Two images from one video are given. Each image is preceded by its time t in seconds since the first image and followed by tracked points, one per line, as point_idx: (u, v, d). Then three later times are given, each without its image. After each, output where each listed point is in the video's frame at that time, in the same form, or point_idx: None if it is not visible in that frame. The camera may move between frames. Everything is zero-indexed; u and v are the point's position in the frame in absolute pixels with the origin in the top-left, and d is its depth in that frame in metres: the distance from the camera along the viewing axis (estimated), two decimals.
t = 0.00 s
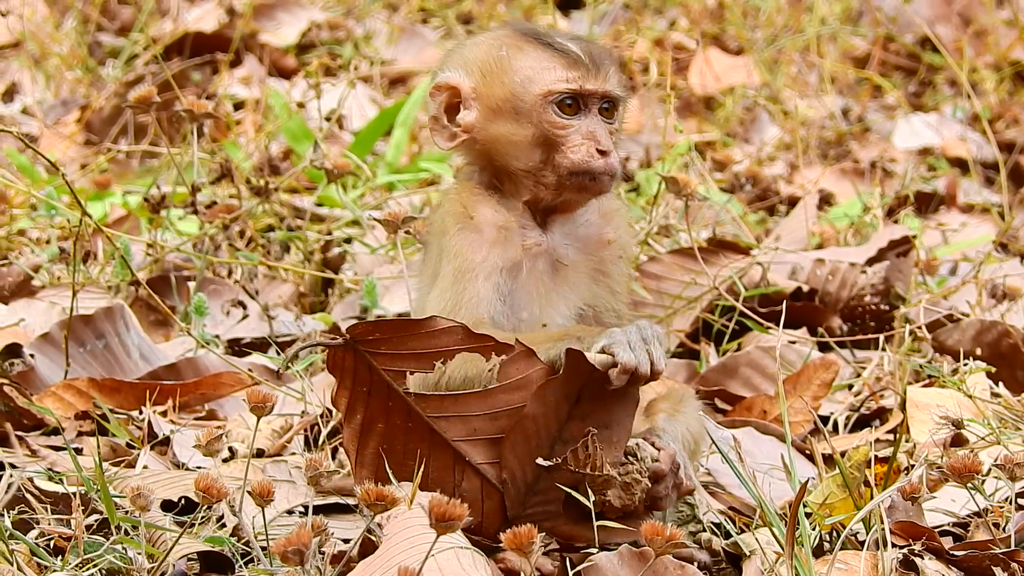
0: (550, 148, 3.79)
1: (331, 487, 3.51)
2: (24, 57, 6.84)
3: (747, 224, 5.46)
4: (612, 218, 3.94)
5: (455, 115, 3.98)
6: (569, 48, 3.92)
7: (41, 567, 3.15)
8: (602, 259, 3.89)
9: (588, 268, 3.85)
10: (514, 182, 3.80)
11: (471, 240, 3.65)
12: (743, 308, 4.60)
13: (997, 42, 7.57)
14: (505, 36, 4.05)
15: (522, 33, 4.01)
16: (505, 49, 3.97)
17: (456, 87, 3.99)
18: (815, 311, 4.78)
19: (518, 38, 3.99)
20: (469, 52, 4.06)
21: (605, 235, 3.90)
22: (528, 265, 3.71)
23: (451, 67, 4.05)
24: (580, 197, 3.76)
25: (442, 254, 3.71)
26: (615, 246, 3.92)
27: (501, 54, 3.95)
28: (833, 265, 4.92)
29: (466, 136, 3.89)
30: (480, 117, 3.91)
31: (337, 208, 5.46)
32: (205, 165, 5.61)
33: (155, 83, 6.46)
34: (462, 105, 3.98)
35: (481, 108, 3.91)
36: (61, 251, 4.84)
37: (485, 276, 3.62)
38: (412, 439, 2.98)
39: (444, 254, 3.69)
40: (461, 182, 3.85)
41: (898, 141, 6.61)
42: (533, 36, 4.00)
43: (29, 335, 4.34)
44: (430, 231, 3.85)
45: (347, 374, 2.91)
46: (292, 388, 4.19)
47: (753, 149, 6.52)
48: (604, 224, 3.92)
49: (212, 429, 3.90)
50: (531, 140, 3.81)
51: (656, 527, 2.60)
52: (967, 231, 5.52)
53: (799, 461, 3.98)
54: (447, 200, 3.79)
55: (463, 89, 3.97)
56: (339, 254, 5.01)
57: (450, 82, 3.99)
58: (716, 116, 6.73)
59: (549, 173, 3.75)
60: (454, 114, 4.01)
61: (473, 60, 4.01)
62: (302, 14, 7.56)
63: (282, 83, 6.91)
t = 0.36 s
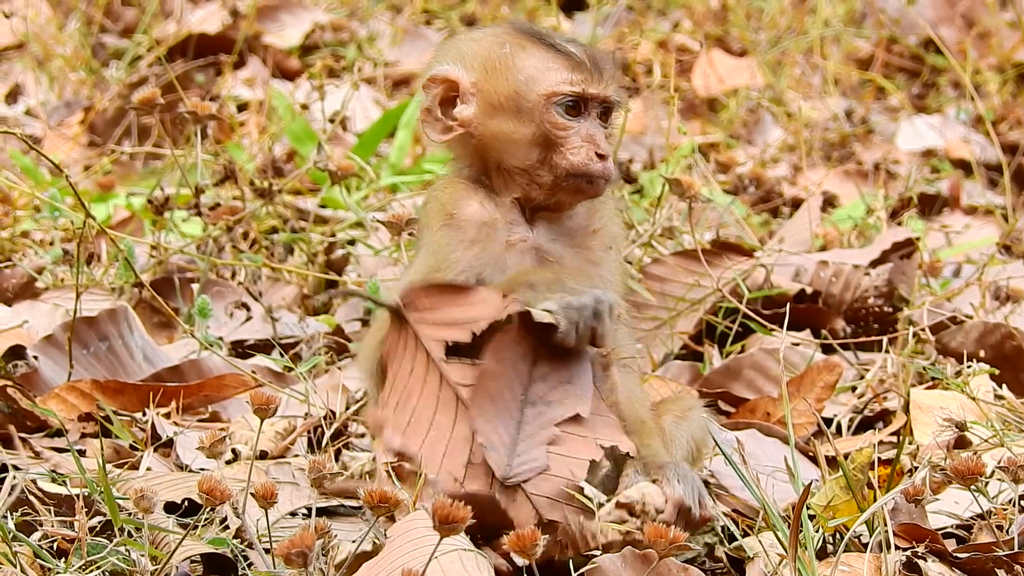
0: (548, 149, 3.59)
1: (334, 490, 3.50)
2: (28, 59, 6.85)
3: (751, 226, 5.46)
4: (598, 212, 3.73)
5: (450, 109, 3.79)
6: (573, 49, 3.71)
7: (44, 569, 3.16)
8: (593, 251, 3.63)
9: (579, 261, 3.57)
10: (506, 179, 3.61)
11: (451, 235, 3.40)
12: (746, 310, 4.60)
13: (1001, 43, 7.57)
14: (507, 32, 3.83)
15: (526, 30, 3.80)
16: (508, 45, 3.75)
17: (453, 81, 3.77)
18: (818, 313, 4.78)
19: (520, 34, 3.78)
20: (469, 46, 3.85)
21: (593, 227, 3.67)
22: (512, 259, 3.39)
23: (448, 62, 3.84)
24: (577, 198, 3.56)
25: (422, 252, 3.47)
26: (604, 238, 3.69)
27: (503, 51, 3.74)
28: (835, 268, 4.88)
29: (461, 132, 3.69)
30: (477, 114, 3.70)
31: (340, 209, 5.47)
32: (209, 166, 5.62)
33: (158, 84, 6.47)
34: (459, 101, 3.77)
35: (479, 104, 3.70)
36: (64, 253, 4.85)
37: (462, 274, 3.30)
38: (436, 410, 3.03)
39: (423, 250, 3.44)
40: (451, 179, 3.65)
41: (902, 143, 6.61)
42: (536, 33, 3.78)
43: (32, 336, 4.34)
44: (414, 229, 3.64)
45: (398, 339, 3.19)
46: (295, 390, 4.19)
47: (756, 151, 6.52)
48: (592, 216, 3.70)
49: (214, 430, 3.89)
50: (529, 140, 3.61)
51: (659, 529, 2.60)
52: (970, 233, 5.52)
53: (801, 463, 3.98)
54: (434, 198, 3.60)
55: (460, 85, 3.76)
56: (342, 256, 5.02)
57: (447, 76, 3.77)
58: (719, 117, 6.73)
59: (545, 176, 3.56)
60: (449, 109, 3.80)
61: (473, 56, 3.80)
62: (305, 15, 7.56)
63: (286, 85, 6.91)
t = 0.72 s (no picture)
0: (526, 164, 3.69)
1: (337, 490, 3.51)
2: (32, 61, 6.86)
3: (755, 228, 5.46)
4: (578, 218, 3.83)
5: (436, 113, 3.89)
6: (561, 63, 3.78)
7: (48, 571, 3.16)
8: (570, 258, 3.78)
9: (555, 271, 3.73)
10: (484, 190, 3.73)
11: (422, 249, 3.57)
12: (750, 311, 4.62)
13: (1005, 45, 7.56)
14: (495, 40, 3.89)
15: (517, 39, 3.86)
16: (496, 55, 3.83)
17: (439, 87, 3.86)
18: (822, 314, 4.79)
19: (511, 43, 3.84)
20: (457, 49, 3.93)
21: (574, 236, 3.78)
22: (487, 270, 3.59)
23: (435, 63, 3.93)
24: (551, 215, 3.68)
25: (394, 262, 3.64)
26: (582, 245, 3.80)
27: (492, 61, 3.81)
28: (841, 269, 4.93)
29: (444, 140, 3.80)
30: (460, 123, 3.80)
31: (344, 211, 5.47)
32: (213, 167, 5.63)
33: (162, 86, 6.47)
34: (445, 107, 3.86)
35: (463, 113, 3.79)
36: (68, 255, 4.84)
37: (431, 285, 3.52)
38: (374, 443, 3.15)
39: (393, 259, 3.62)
40: (428, 187, 3.79)
41: (906, 144, 6.60)
42: (526, 44, 3.85)
43: (36, 338, 4.35)
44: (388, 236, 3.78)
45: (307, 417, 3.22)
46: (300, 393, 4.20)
47: (760, 153, 6.52)
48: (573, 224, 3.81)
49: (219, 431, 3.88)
50: (509, 152, 3.71)
51: (663, 531, 2.60)
52: (975, 234, 5.52)
53: (806, 464, 3.98)
54: (408, 208, 3.73)
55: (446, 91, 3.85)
56: (346, 257, 5.01)
57: (433, 80, 3.87)
58: (723, 119, 6.73)
59: (522, 189, 3.69)
60: (434, 112, 3.90)
61: (460, 61, 3.88)
62: (309, 17, 7.57)
63: (290, 87, 6.91)
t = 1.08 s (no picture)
0: (495, 196, 3.71)
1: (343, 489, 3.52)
2: (35, 61, 6.86)
3: (757, 229, 5.46)
4: (579, 218, 3.90)
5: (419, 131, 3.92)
6: (526, 92, 3.64)
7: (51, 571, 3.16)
8: (570, 263, 3.83)
9: (556, 275, 3.81)
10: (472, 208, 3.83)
11: (410, 263, 3.76)
12: (753, 313, 4.61)
13: (1008, 47, 7.57)
14: (468, 61, 3.79)
15: (484, 61, 3.74)
16: (462, 84, 3.77)
17: (417, 111, 3.87)
18: (825, 316, 4.81)
19: (477, 68, 3.74)
20: (438, 68, 3.89)
21: (569, 240, 3.83)
22: (477, 283, 3.75)
23: (418, 83, 3.93)
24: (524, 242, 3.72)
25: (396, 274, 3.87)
26: (583, 248, 3.85)
27: (456, 93, 3.77)
28: (843, 270, 4.93)
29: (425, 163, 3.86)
30: (436, 149, 3.83)
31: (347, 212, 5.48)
32: (216, 168, 5.64)
33: (165, 87, 6.48)
34: (424, 130, 3.88)
35: (438, 138, 3.82)
36: (71, 255, 4.85)
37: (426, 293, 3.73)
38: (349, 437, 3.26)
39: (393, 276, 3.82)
40: (420, 196, 3.93)
41: (909, 145, 6.60)
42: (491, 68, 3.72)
43: (39, 339, 4.35)
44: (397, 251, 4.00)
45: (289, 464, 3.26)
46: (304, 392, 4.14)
47: (763, 154, 6.52)
48: (571, 225, 3.86)
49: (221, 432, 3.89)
50: (475, 186, 3.74)
51: (665, 531, 2.60)
52: (978, 235, 5.52)
53: (808, 465, 3.99)
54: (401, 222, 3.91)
55: (422, 115, 3.85)
56: (350, 258, 5.02)
57: (411, 106, 3.88)
58: (726, 120, 6.73)
59: (493, 220, 3.74)
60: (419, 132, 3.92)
61: (438, 81, 3.86)
62: (313, 18, 7.57)
63: (293, 87, 6.91)
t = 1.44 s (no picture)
0: (498, 200, 3.75)
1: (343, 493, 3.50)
2: (36, 62, 6.86)
3: (758, 229, 5.46)
4: (588, 228, 4.00)
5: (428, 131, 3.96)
6: (528, 95, 3.66)
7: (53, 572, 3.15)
8: (579, 270, 3.94)
9: (561, 282, 3.92)
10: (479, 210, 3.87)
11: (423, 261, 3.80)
12: (753, 313, 4.61)
13: (1009, 47, 7.57)
14: (474, 64, 3.82)
15: (488, 64, 3.77)
16: (466, 88, 3.80)
17: (426, 112, 3.92)
18: (826, 316, 4.81)
19: (482, 71, 3.77)
20: (447, 70, 3.93)
21: (580, 248, 3.94)
22: (485, 281, 3.82)
23: (428, 83, 3.98)
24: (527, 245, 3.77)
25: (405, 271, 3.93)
26: (592, 257, 3.96)
27: (460, 97, 3.81)
28: (845, 271, 4.94)
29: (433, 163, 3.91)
30: (442, 150, 3.87)
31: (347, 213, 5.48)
32: (216, 169, 5.64)
33: (166, 88, 6.48)
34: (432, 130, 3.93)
35: (444, 139, 3.85)
36: (72, 256, 4.85)
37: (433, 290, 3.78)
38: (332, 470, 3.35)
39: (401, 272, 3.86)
40: (429, 193, 3.97)
41: (910, 146, 6.60)
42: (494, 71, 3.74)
43: (40, 340, 4.35)
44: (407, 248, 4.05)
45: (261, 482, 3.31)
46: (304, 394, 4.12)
47: (764, 155, 6.52)
48: (580, 235, 3.97)
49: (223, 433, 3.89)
50: (479, 190, 3.78)
51: (666, 533, 2.60)
52: (979, 236, 5.52)
53: (810, 466, 3.98)
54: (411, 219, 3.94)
55: (430, 116, 3.90)
56: (350, 259, 5.03)
57: (420, 106, 3.94)
58: (727, 120, 6.73)
59: (497, 222, 3.79)
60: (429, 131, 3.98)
61: (446, 83, 3.90)
62: (314, 19, 7.56)
63: (294, 88, 6.92)
